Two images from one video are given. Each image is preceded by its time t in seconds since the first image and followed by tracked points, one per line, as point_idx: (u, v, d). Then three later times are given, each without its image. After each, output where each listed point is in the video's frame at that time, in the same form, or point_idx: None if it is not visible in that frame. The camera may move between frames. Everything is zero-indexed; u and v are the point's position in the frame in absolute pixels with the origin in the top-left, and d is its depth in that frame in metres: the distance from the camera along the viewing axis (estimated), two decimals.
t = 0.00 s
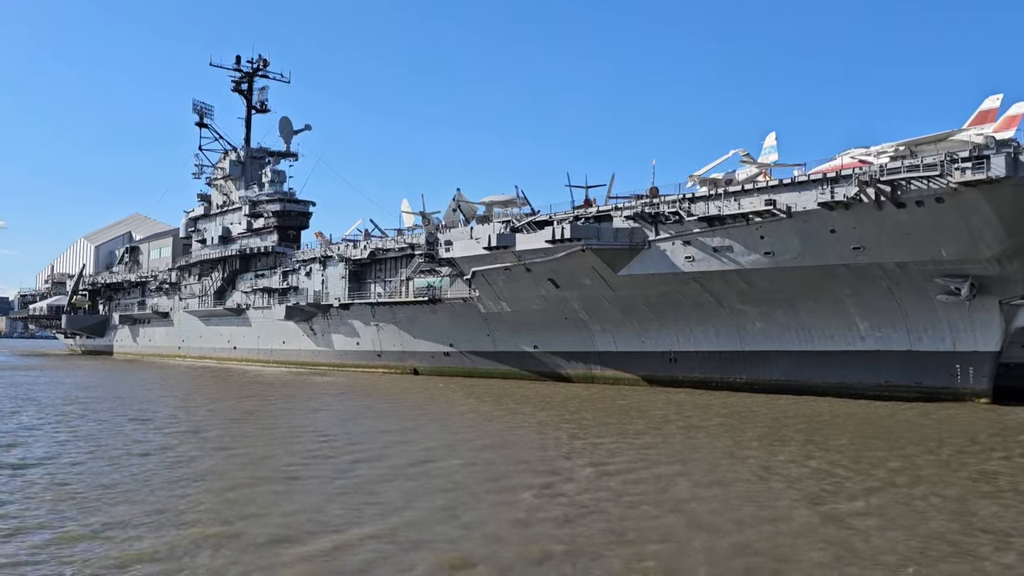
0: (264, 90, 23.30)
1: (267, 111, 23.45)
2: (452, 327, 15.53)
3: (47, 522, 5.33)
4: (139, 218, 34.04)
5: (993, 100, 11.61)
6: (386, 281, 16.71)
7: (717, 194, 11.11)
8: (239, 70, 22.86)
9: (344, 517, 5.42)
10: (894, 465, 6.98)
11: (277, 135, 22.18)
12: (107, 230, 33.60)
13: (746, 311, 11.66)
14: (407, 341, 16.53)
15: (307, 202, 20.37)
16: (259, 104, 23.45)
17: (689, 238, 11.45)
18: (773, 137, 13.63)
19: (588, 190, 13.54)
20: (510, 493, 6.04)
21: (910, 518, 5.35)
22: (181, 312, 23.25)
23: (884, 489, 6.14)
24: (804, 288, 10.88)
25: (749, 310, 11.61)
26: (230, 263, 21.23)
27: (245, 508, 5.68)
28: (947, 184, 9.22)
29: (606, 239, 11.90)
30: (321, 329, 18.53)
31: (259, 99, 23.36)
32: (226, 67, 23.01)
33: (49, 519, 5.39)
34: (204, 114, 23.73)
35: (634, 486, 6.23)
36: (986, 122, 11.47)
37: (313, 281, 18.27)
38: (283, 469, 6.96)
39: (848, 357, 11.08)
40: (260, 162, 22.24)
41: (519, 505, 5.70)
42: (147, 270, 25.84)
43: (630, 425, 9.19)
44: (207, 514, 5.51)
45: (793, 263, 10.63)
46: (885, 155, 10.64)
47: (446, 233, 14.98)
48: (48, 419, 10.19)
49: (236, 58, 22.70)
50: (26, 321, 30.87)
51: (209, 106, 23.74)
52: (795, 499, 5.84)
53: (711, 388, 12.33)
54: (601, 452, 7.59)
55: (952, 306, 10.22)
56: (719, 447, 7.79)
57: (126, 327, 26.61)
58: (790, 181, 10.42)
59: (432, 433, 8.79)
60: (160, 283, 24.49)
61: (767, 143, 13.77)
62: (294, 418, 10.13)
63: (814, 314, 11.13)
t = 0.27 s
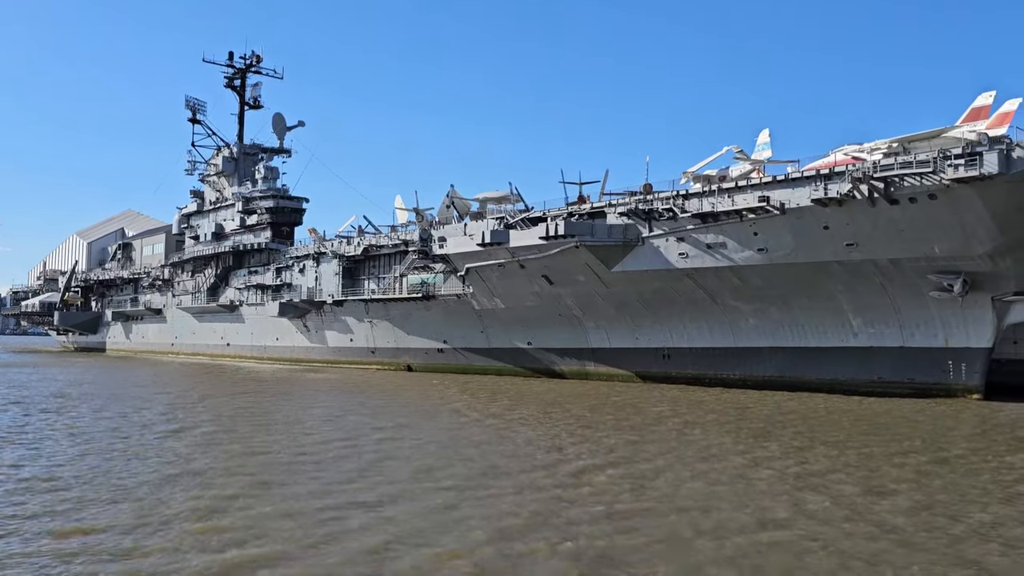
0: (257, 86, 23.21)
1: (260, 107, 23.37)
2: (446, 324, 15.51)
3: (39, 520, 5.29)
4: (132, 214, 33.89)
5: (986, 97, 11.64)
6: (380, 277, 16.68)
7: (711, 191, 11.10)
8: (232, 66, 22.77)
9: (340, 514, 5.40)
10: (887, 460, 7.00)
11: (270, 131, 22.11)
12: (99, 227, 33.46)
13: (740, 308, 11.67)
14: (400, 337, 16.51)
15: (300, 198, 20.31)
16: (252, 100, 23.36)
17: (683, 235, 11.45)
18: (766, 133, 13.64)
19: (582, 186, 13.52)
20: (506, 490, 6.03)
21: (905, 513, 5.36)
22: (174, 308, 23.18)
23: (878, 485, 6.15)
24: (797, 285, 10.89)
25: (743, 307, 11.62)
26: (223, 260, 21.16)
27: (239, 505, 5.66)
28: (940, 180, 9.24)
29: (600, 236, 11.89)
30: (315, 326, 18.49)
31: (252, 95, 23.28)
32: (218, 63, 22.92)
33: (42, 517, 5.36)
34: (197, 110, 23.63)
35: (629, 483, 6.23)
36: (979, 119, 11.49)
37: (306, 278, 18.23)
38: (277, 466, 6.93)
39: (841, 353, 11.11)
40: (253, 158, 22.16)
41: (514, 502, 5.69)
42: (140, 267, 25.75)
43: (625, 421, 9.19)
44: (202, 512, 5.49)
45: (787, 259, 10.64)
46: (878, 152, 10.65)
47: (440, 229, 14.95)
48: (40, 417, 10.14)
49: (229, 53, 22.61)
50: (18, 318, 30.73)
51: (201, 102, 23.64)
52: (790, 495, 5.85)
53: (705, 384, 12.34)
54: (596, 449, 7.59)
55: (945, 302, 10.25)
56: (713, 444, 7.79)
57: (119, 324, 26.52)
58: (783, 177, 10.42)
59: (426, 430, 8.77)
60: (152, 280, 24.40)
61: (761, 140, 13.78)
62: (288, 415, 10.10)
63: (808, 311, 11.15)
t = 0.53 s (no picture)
0: (250, 82, 23.14)
1: (253, 104, 23.29)
2: (439, 321, 15.51)
3: (31, 517, 5.28)
4: (124, 212, 33.76)
5: (978, 96, 11.69)
6: (373, 275, 16.65)
7: (704, 188, 11.12)
8: (225, 62, 22.70)
9: (336, 511, 5.39)
10: (880, 457, 7.03)
11: (263, 128, 22.05)
12: (91, 223, 33.32)
13: (733, 305, 11.70)
14: (394, 335, 16.51)
15: (294, 195, 20.26)
16: (245, 97, 23.29)
17: (676, 233, 11.47)
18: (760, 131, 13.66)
19: (576, 183, 13.52)
20: (499, 487, 6.03)
21: (898, 510, 5.38)
22: (167, 306, 23.11)
23: (872, 481, 6.17)
24: (790, 282, 10.92)
25: (736, 304, 11.65)
26: (215, 257, 21.10)
27: (234, 502, 5.65)
28: (932, 178, 9.27)
29: (593, 233, 11.85)
30: (308, 323, 18.47)
31: (245, 92, 23.21)
32: (211, 60, 22.84)
33: (34, 514, 5.34)
34: (190, 107, 23.55)
35: (621, 480, 6.25)
36: (971, 117, 11.54)
37: (300, 276, 18.18)
38: (271, 463, 6.92)
39: (833, 350, 11.15)
40: (246, 155, 22.09)
41: (507, 499, 5.70)
42: (132, 264, 25.65)
43: (618, 418, 9.21)
44: (197, 509, 5.47)
45: (779, 257, 10.66)
46: (870, 150, 10.69)
47: (434, 226, 14.93)
48: (31, 415, 10.09)
49: (221, 50, 22.53)
50: (10, 316, 30.59)
51: (194, 99, 23.55)
52: (782, 491, 5.87)
53: (698, 381, 12.38)
54: (589, 446, 7.60)
55: (937, 300, 10.29)
56: (706, 441, 7.82)
57: (111, 321, 26.42)
58: (776, 175, 10.45)
59: (419, 427, 8.77)
60: (145, 277, 24.31)
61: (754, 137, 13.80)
62: (281, 412, 10.08)
63: (800, 308, 11.18)
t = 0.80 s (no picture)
0: (241, 79, 23.06)
1: (244, 100, 23.22)
2: (431, 318, 15.50)
3: (21, 515, 5.25)
4: (114, 208, 33.60)
5: (968, 95, 11.74)
6: (365, 272, 16.63)
7: (695, 187, 11.14)
8: (216, 58, 22.61)
9: (328, 509, 5.37)
10: (869, 454, 7.07)
11: (254, 125, 21.98)
12: (81, 220, 33.16)
13: (724, 303, 11.73)
14: (385, 332, 16.49)
15: (285, 192, 20.21)
16: (236, 94, 23.21)
17: (668, 231, 11.48)
18: (751, 129, 13.70)
19: (567, 181, 13.52)
20: (491, 485, 6.04)
21: (889, 508, 5.39)
22: (157, 303, 23.03)
23: (863, 479, 6.19)
24: (781, 281, 10.96)
25: (727, 302, 11.69)
26: (206, 254, 21.03)
27: (226, 500, 5.62)
28: (922, 177, 9.31)
29: (585, 231, 11.87)
30: (299, 320, 18.44)
31: (236, 88, 23.13)
32: (202, 56, 22.74)
33: (24, 512, 5.31)
34: (180, 103, 23.45)
35: (613, 477, 6.27)
36: (960, 117, 11.60)
37: (291, 273, 18.14)
38: (263, 461, 6.90)
39: (823, 349, 11.20)
40: (237, 152, 22.00)
41: (500, 496, 5.71)
42: (122, 261, 25.54)
43: (609, 416, 9.23)
44: (189, 507, 5.45)
45: (770, 255, 10.70)
46: (861, 149, 10.73)
47: (425, 224, 14.91)
48: (20, 412, 10.04)
49: (212, 46, 22.43)
50: None
51: (185, 95, 23.45)
52: (772, 489, 5.90)
53: (689, 379, 12.41)
54: (581, 443, 7.62)
55: (926, 298, 10.35)
56: (697, 438, 7.84)
57: (101, 318, 26.31)
58: (767, 174, 10.47)
59: (411, 424, 8.77)
60: (135, 274, 24.21)
61: (745, 136, 13.83)
62: (272, 409, 10.06)
63: (791, 306, 11.22)
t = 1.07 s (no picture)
0: (230, 74, 22.95)
1: (233, 96, 23.10)
2: (420, 315, 15.48)
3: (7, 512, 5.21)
4: (102, 203, 33.40)
5: (956, 94, 11.80)
6: (354, 269, 16.58)
7: (685, 184, 11.15)
8: (205, 53, 22.48)
9: (317, 506, 5.36)
10: (856, 452, 7.10)
11: (243, 120, 21.87)
12: (68, 216, 32.94)
13: (713, 301, 11.76)
14: (375, 329, 16.46)
15: (274, 188, 20.12)
16: (225, 89, 23.09)
17: (657, 228, 11.50)
18: (740, 127, 13.73)
19: (558, 178, 13.51)
20: (480, 482, 6.04)
21: (877, 506, 5.41)
22: (145, 299, 22.91)
23: (850, 477, 6.22)
24: (770, 279, 10.99)
25: (716, 300, 11.72)
26: (195, 250, 20.93)
27: (214, 497, 5.60)
28: (910, 176, 9.35)
29: (575, 228, 11.87)
30: (288, 317, 18.38)
31: (225, 83, 23.01)
32: (191, 51, 22.61)
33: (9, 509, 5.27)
34: (169, 98, 23.31)
35: (602, 474, 6.27)
36: (948, 116, 11.66)
37: (280, 269, 18.07)
38: (252, 458, 6.88)
39: (811, 346, 11.25)
40: (226, 147, 21.88)
41: (490, 493, 5.71)
42: (110, 257, 25.38)
43: (599, 413, 9.23)
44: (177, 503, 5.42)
45: (759, 253, 10.73)
46: (849, 147, 10.77)
47: (415, 221, 14.88)
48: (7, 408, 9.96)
49: (202, 40, 22.31)
50: None
51: (173, 90, 23.32)
52: (761, 486, 5.92)
53: (678, 376, 12.44)
54: (571, 441, 7.63)
55: (914, 296, 10.40)
56: (685, 436, 7.86)
57: (88, 314, 26.15)
58: (757, 172, 10.49)
59: (401, 421, 8.75)
60: (123, 270, 24.06)
61: (735, 134, 13.86)
62: (261, 406, 10.02)
63: (780, 304, 11.26)
